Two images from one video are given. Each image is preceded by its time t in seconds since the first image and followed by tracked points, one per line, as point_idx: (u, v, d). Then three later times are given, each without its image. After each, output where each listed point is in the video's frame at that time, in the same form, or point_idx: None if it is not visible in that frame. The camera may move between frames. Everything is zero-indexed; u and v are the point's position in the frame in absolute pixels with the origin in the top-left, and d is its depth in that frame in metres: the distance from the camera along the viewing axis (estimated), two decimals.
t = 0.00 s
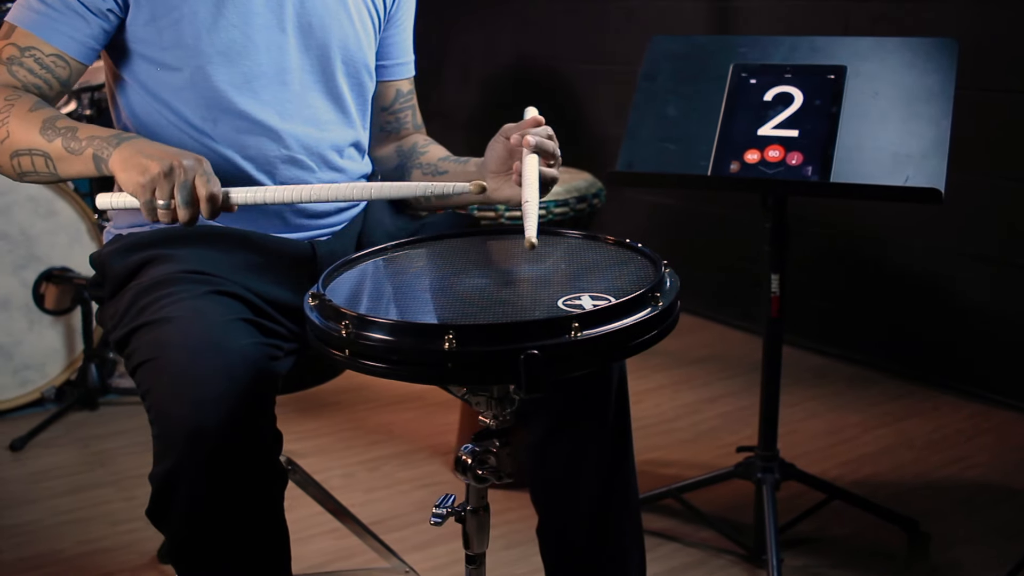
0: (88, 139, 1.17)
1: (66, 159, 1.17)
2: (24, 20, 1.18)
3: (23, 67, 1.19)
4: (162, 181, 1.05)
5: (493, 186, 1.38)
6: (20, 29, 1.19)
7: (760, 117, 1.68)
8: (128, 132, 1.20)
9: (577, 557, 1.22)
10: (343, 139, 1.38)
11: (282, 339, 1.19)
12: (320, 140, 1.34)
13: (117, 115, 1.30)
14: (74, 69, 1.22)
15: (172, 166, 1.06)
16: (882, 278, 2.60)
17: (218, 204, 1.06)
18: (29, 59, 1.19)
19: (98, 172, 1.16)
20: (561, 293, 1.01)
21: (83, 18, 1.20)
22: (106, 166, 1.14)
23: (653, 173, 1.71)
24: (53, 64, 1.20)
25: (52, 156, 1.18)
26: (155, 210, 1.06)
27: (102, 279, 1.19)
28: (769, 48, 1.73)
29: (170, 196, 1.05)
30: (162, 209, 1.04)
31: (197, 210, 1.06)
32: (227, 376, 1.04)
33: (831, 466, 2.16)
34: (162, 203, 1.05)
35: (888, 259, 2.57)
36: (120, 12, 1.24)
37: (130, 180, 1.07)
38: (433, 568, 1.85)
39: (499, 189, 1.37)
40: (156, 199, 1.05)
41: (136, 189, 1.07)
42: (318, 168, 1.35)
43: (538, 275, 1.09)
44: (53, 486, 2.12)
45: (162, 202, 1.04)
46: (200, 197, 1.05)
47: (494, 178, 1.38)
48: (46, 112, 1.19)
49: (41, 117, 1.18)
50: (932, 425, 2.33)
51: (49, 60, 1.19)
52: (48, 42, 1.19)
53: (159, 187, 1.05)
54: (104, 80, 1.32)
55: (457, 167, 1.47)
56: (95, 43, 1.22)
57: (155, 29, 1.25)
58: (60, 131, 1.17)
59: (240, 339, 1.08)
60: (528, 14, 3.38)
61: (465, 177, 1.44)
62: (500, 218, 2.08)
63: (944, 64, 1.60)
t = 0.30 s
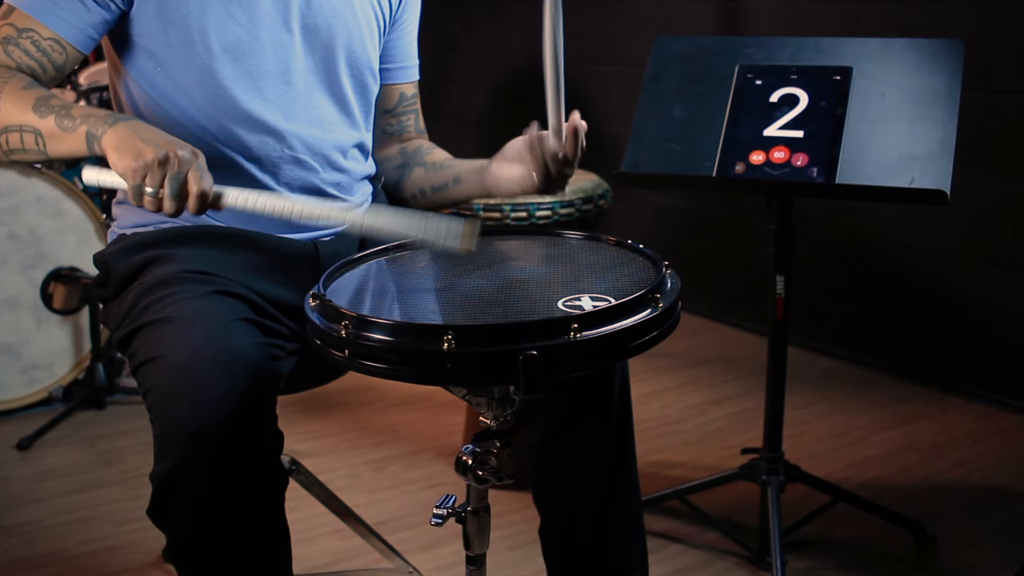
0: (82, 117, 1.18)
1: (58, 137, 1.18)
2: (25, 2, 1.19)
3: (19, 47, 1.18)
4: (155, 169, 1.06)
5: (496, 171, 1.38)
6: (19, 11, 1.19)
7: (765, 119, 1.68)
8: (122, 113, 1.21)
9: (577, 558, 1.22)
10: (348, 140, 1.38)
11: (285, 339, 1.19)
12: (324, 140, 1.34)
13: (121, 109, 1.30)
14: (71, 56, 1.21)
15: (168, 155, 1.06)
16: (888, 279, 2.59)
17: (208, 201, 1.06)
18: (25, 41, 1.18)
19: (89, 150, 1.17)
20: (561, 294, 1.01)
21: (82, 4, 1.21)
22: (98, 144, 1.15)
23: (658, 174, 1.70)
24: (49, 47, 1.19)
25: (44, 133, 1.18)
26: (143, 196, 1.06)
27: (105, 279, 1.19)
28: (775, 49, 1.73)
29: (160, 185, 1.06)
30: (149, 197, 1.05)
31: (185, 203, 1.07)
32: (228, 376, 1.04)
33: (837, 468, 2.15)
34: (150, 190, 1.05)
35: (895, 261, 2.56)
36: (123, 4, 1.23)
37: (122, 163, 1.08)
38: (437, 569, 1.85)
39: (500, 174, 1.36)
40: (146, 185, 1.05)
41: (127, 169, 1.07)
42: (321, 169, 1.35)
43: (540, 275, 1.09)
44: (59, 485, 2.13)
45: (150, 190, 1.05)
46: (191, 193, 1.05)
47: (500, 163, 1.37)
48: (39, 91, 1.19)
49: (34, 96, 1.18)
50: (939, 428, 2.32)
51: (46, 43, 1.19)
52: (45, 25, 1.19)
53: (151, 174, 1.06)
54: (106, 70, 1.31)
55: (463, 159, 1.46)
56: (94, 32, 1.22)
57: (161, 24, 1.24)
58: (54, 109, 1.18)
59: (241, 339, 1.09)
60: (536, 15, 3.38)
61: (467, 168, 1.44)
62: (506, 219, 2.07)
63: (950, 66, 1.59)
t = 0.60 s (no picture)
0: (87, 118, 1.17)
1: (65, 138, 1.17)
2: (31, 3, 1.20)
3: (26, 48, 1.19)
4: (162, 164, 1.06)
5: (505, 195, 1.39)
6: (26, 12, 1.20)
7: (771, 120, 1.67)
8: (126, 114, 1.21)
9: (578, 558, 1.22)
10: (349, 140, 1.38)
11: (287, 338, 1.19)
12: (326, 141, 1.35)
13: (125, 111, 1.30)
14: (77, 56, 1.22)
15: (174, 149, 1.06)
16: (896, 281, 2.58)
17: (215, 193, 1.06)
18: (33, 42, 1.19)
19: (96, 152, 1.17)
20: (560, 294, 1.01)
21: (88, 4, 1.21)
22: (105, 144, 1.15)
23: (663, 174, 1.70)
24: (56, 48, 1.20)
25: (51, 135, 1.18)
26: (151, 191, 1.06)
27: (109, 279, 1.20)
28: (782, 49, 1.72)
29: (168, 179, 1.05)
30: (157, 192, 1.05)
31: (193, 198, 1.07)
32: (228, 375, 1.04)
33: (843, 470, 2.14)
34: (157, 184, 1.05)
35: (903, 262, 2.55)
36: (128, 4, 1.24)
37: (128, 159, 1.08)
38: (442, 569, 1.85)
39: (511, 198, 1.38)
40: (153, 180, 1.05)
41: (133, 166, 1.07)
42: (323, 168, 1.35)
43: (541, 275, 1.09)
44: (66, 484, 2.14)
45: (158, 184, 1.05)
46: (198, 185, 1.05)
47: (506, 188, 1.38)
48: (46, 93, 1.19)
49: (41, 97, 1.18)
50: (947, 430, 2.32)
51: (52, 44, 1.20)
52: (52, 26, 1.20)
53: (157, 169, 1.05)
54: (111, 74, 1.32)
55: (468, 173, 1.47)
56: (100, 32, 1.23)
57: (164, 25, 1.25)
58: (60, 110, 1.17)
59: (242, 338, 1.09)
60: (545, 16, 3.38)
61: (479, 189, 1.44)
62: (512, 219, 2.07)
63: (957, 67, 1.59)
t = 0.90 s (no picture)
0: (94, 141, 1.17)
1: (75, 162, 1.18)
2: (38, 19, 1.21)
3: (36, 65, 1.20)
4: (162, 194, 1.06)
5: (507, 188, 1.40)
6: (35, 27, 1.20)
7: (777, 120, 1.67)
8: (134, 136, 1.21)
9: (580, 559, 1.22)
10: (353, 140, 1.38)
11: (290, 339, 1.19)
12: (330, 141, 1.34)
13: (131, 117, 1.31)
14: (86, 68, 1.23)
15: (173, 177, 1.06)
16: (903, 282, 2.57)
17: (216, 221, 1.06)
18: (42, 57, 1.20)
19: (103, 175, 1.17)
20: (560, 295, 1.01)
21: (95, 17, 1.22)
22: (110, 169, 1.14)
23: (668, 175, 1.70)
24: (65, 62, 1.21)
25: (61, 158, 1.18)
26: (154, 220, 1.06)
27: (113, 278, 1.20)
28: (788, 50, 1.71)
29: (169, 209, 1.05)
30: (159, 221, 1.05)
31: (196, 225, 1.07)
32: (229, 375, 1.04)
33: (849, 472, 2.14)
34: (159, 214, 1.05)
35: (910, 263, 2.55)
36: (134, 11, 1.25)
37: (130, 187, 1.08)
38: (446, 570, 1.85)
39: (512, 191, 1.39)
40: (155, 211, 1.05)
41: (134, 195, 1.07)
42: (327, 167, 1.35)
43: (542, 276, 1.09)
44: (73, 483, 2.14)
45: (161, 215, 1.05)
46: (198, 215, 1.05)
47: (508, 180, 1.40)
48: (56, 113, 1.19)
49: (51, 117, 1.18)
50: (954, 432, 2.31)
51: (62, 58, 1.21)
52: (60, 40, 1.20)
53: (158, 198, 1.05)
54: (118, 80, 1.33)
55: (472, 164, 1.47)
56: (107, 42, 1.24)
57: (169, 29, 1.25)
58: (68, 133, 1.18)
59: (244, 338, 1.09)
60: (553, 16, 3.38)
61: (480, 180, 1.44)
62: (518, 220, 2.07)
63: (963, 67, 1.58)
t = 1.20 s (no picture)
0: (103, 139, 1.18)
1: (85, 160, 1.19)
2: (47, 24, 1.21)
3: (46, 69, 1.20)
4: (171, 179, 1.06)
5: (509, 191, 1.37)
6: (43, 32, 1.21)
7: (782, 120, 1.67)
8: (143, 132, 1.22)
9: (585, 557, 1.22)
10: (358, 140, 1.38)
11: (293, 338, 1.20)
12: (334, 141, 1.35)
13: (137, 118, 1.31)
14: (97, 72, 1.24)
15: (180, 164, 1.07)
16: (910, 283, 2.56)
17: (226, 199, 1.06)
18: (52, 62, 1.21)
19: (113, 172, 1.17)
20: (561, 296, 1.00)
21: (104, 21, 1.22)
22: (119, 166, 1.15)
23: (674, 176, 1.70)
24: (75, 66, 1.22)
25: (72, 157, 1.19)
26: (168, 209, 1.07)
27: (117, 277, 1.21)
28: (795, 50, 1.71)
29: (180, 194, 1.06)
30: (172, 207, 1.06)
31: (209, 208, 1.07)
32: (231, 375, 1.04)
33: (855, 474, 2.13)
34: (172, 201, 1.06)
35: (917, 265, 2.54)
36: (141, 13, 1.25)
37: (140, 180, 1.08)
38: (451, 570, 1.85)
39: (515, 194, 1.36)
40: (167, 198, 1.06)
41: (145, 189, 1.08)
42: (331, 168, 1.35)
43: (544, 276, 1.09)
44: (80, 482, 2.15)
45: (173, 202, 1.06)
46: (209, 193, 1.05)
47: (510, 183, 1.37)
48: (67, 113, 1.20)
49: (61, 118, 1.19)
50: (962, 434, 2.30)
51: (71, 62, 1.21)
52: (70, 45, 1.21)
53: (168, 185, 1.06)
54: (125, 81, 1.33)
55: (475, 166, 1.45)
56: (117, 46, 1.24)
57: (174, 30, 1.26)
58: (78, 132, 1.19)
59: (246, 337, 1.09)
60: (562, 17, 3.38)
61: (483, 182, 1.43)
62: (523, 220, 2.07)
63: (969, 68, 1.57)
